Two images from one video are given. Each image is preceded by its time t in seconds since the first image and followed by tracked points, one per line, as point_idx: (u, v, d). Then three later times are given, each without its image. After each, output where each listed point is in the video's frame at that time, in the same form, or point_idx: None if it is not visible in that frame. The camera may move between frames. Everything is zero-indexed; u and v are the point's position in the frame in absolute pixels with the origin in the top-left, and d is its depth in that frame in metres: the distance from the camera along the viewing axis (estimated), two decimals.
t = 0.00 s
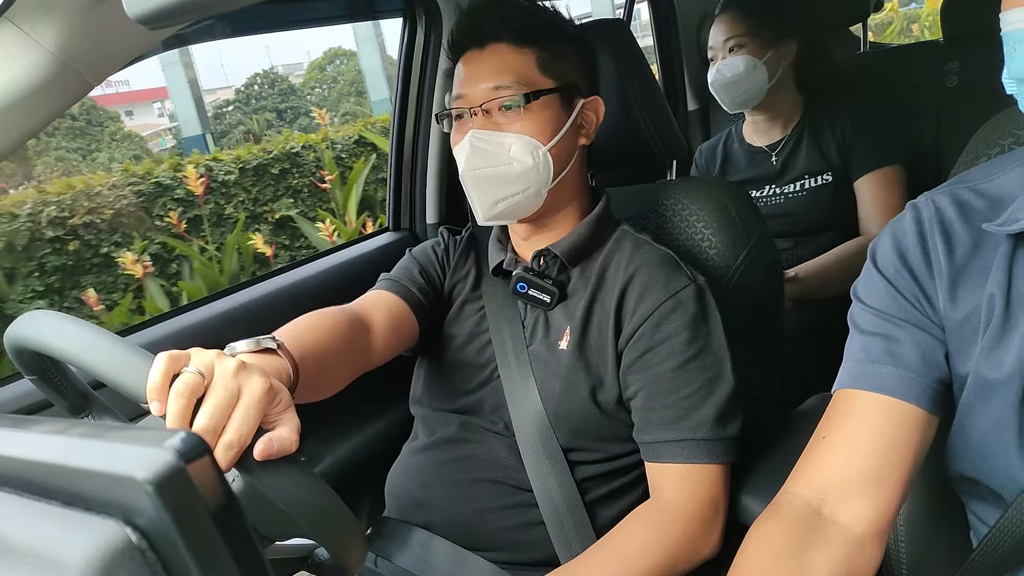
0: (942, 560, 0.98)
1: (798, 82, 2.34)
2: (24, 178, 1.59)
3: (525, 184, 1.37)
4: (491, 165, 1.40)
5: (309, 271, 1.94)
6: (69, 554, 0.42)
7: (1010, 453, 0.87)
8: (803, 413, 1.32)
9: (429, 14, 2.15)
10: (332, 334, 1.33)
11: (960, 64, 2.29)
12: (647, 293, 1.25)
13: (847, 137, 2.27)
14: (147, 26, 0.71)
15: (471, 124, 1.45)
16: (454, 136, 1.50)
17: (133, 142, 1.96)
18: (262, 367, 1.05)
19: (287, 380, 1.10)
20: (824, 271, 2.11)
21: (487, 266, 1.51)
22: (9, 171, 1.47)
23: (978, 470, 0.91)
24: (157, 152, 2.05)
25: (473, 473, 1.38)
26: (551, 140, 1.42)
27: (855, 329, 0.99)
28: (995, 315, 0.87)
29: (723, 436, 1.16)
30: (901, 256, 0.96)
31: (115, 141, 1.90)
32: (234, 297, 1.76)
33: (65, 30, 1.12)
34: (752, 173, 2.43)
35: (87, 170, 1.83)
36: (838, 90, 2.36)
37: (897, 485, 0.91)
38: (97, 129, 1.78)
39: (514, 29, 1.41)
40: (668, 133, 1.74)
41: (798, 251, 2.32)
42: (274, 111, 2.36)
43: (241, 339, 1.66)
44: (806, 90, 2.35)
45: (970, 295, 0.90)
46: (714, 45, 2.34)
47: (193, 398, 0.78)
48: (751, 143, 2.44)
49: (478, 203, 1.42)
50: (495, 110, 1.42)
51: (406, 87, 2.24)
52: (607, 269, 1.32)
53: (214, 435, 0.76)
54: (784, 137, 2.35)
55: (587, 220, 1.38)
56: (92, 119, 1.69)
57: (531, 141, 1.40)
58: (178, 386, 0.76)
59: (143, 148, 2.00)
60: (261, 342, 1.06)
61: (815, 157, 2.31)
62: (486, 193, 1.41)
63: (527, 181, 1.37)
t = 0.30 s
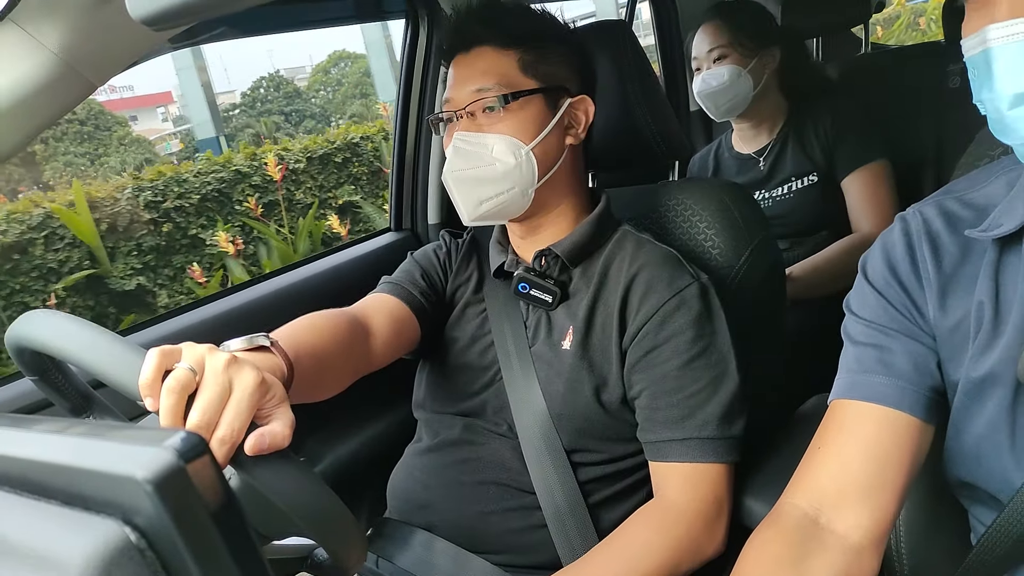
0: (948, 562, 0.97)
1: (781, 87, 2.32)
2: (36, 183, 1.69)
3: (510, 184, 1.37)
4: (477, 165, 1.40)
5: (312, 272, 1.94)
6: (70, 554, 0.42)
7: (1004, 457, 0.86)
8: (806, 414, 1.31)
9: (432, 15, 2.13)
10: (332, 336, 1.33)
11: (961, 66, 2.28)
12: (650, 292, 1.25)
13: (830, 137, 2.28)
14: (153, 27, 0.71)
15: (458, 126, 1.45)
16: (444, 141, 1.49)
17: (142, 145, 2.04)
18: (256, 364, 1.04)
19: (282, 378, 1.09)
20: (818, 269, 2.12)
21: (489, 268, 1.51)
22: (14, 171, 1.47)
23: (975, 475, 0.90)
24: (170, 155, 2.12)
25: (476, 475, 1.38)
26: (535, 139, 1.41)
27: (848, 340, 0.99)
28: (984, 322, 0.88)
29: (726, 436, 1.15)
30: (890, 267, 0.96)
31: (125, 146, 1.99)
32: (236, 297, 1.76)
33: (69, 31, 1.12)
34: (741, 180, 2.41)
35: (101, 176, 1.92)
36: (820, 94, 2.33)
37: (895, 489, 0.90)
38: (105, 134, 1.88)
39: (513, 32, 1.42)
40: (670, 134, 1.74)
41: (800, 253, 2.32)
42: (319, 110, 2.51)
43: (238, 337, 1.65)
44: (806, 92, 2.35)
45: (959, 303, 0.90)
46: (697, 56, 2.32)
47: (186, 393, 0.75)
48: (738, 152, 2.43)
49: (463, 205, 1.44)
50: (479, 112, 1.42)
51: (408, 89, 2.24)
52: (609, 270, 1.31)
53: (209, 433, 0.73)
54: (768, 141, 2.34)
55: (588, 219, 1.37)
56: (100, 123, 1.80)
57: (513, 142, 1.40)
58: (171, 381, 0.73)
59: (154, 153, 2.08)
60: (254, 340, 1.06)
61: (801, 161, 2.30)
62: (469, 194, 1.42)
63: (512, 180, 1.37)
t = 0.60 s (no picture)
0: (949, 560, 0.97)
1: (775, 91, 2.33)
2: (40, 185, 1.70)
3: (515, 187, 1.37)
4: (481, 169, 1.40)
5: (312, 272, 1.94)
6: (70, 555, 0.42)
7: (1004, 455, 0.86)
8: (806, 413, 1.31)
9: (430, 15, 2.12)
10: (332, 338, 1.33)
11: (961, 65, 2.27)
12: (652, 292, 1.25)
13: (825, 139, 2.28)
14: (153, 29, 0.71)
15: (460, 129, 1.44)
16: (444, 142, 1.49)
17: (144, 148, 2.08)
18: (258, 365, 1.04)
19: (284, 378, 1.10)
20: (816, 270, 2.13)
21: (488, 267, 1.51)
22: (16, 172, 1.48)
23: (975, 472, 0.90)
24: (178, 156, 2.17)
25: (477, 475, 1.38)
26: (539, 143, 1.41)
27: (846, 339, 0.99)
28: (982, 320, 0.88)
29: (728, 436, 1.15)
30: (887, 266, 0.96)
31: (128, 149, 2.03)
32: (237, 298, 1.76)
33: (68, 32, 1.12)
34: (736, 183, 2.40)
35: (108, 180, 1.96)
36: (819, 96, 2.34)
37: (897, 486, 0.90)
38: (108, 137, 1.92)
39: (511, 32, 1.42)
40: (669, 133, 1.74)
41: (800, 252, 2.31)
42: (321, 111, 2.56)
43: (238, 338, 1.65)
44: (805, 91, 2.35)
45: (957, 302, 0.90)
46: (691, 60, 2.32)
47: (184, 392, 0.77)
48: (732, 155, 2.41)
49: (468, 209, 1.44)
50: (481, 115, 1.42)
51: (407, 90, 2.24)
52: (610, 269, 1.31)
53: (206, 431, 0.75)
54: (763, 145, 2.33)
55: (589, 219, 1.37)
56: (102, 127, 1.82)
57: (517, 144, 1.39)
58: (170, 379, 0.75)
59: (155, 157, 2.11)
60: (257, 341, 1.06)
61: (796, 162, 2.29)
62: (474, 199, 1.42)
63: (517, 184, 1.37)
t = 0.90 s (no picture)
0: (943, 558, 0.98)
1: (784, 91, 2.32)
2: (41, 183, 1.66)
3: (524, 183, 1.37)
4: (490, 164, 1.39)
5: (311, 271, 1.95)
6: (68, 555, 0.43)
7: (1001, 454, 0.87)
8: (804, 414, 1.32)
9: (430, 14, 2.15)
10: (335, 339, 1.34)
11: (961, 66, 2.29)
12: (650, 291, 1.25)
13: (829, 137, 2.28)
14: (152, 27, 0.71)
15: (470, 123, 1.44)
16: (452, 136, 1.49)
17: (144, 147, 2.01)
18: (280, 380, 1.04)
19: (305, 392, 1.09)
20: (818, 271, 2.13)
21: (487, 264, 1.51)
22: (18, 172, 1.48)
23: (972, 472, 0.91)
24: (175, 156, 2.08)
25: (474, 474, 1.38)
26: (550, 139, 1.42)
27: (846, 337, 0.99)
28: (981, 319, 0.88)
29: (725, 434, 1.15)
30: (888, 264, 0.96)
31: (129, 148, 1.96)
32: (238, 297, 1.77)
33: (68, 30, 1.13)
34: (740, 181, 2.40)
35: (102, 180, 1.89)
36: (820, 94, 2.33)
37: (893, 485, 0.91)
38: (108, 136, 1.86)
39: (515, 29, 1.41)
40: (667, 132, 1.76)
41: (800, 253, 2.31)
42: (320, 110, 2.41)
43: (237, 339, 1.66)
44: (806, 89, 2.34)
45: (956, 300, 0.91)
46: (699, 54, 2.32)
47: (218, 411, 0.74)
48: (735, 152, 2.42)
49: (477, 203, 1.43)
50: (492, 110, 1.42)
51: (406, 90, 2.24)
52: (609, 267, 1.32)
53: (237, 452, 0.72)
54: (767, 142, 2.33)
55: (588, 217, 1.38)
56: (103, 126, 1.77)
57: (529, 141, 1.39)
58: (204, 397, 0.72)
59: (154, 157, 2.04)
60: (279, 354, 1.05)
61: (800, 161, 2.30)
62: (484, 192, 1.41)
63: (526, 179, 1.37)
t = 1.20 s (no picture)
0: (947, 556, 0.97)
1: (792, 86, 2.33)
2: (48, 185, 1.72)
3: (532, 182, 1.37)
4: (498, 164, 1.39)
5: (313, 271, 1.94)
6: (69, 555, 0.42)
7: (1002, 454, 0.86)
8: (806, 414, 1.31)
9: (430, 15, 2.14)
10: (346, 348, 1.33)
11: (961, 64, 2.29)
12: (653, 289, 1.24)
13: (840, 138, 2.27)
14: (154, 29, 0.71)
15: (477, 124, 1.43)
16: (459, 139, 1.48)
17: (154, 149, 2.07)
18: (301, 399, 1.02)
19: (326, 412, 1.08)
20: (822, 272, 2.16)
21: (488, 262, 1.50)
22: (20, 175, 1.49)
23: (973, 474, 0.90)
24: (182, 158, 2.15)
25: (474, 474, 1.38)
26: (556, 139, 1.42)
27: (860, 351, 1.00)
28: (981, 321, 0.88)
29: (728, 434, 1.15)
30: (891, 271, 0.96)
31: (138, 150, 2.03)
32: (239, 297, 1.77)
33: (68, 31, 1.12)
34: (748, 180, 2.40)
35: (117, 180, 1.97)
36: (824, 94, 2.34)
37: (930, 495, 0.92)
38: (117, 139, 1.93)
39: (518, 30, 1.42)
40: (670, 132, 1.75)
41: (802, 254, 2.31)
42: (327, 110, 2.47)
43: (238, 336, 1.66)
44: (805, 91, 2.35)
45: (958, 302, 0.91)
46: (708, 50, 2.32)
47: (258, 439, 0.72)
48: (743, 150, 2.42)
49: (486, 203, 1.42)
50: (500, 111, 1.41)
51: (407, 92, 2.24)
52: (612, 265, 1.31)
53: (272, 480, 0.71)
54: (777, 141, 2.34)
55: (592, 215, 1.38)
56: (111, 129, 1.85)
57: (536, 140, 1.39)
58: (245, 426, 0.71)
59: (164, 157, 2.10)
60: (301, 374, 1.04)
61: (809, 161, 2.31)
62: (492, 192, 1.40)
63: (533, 179, 1.36)
